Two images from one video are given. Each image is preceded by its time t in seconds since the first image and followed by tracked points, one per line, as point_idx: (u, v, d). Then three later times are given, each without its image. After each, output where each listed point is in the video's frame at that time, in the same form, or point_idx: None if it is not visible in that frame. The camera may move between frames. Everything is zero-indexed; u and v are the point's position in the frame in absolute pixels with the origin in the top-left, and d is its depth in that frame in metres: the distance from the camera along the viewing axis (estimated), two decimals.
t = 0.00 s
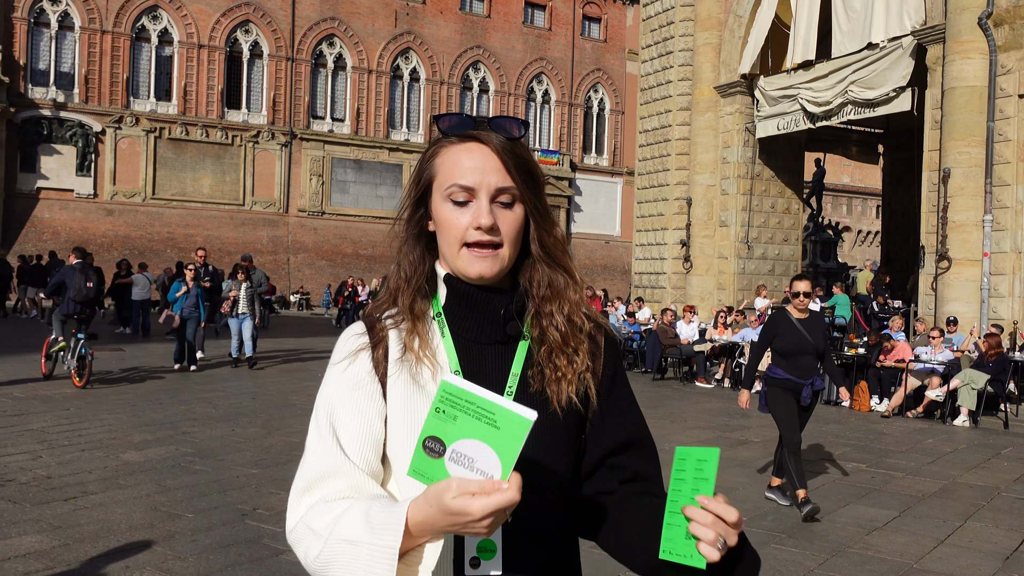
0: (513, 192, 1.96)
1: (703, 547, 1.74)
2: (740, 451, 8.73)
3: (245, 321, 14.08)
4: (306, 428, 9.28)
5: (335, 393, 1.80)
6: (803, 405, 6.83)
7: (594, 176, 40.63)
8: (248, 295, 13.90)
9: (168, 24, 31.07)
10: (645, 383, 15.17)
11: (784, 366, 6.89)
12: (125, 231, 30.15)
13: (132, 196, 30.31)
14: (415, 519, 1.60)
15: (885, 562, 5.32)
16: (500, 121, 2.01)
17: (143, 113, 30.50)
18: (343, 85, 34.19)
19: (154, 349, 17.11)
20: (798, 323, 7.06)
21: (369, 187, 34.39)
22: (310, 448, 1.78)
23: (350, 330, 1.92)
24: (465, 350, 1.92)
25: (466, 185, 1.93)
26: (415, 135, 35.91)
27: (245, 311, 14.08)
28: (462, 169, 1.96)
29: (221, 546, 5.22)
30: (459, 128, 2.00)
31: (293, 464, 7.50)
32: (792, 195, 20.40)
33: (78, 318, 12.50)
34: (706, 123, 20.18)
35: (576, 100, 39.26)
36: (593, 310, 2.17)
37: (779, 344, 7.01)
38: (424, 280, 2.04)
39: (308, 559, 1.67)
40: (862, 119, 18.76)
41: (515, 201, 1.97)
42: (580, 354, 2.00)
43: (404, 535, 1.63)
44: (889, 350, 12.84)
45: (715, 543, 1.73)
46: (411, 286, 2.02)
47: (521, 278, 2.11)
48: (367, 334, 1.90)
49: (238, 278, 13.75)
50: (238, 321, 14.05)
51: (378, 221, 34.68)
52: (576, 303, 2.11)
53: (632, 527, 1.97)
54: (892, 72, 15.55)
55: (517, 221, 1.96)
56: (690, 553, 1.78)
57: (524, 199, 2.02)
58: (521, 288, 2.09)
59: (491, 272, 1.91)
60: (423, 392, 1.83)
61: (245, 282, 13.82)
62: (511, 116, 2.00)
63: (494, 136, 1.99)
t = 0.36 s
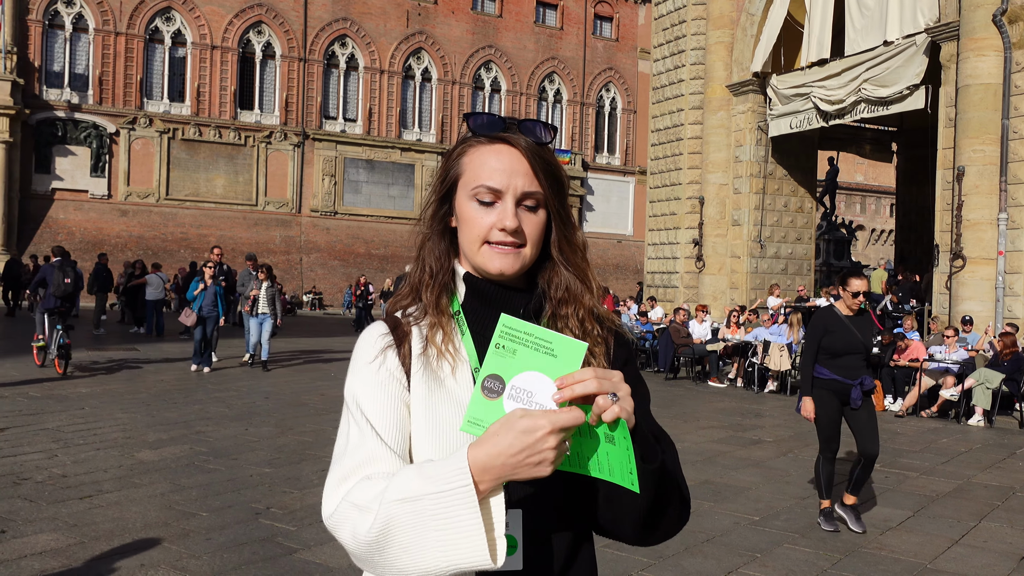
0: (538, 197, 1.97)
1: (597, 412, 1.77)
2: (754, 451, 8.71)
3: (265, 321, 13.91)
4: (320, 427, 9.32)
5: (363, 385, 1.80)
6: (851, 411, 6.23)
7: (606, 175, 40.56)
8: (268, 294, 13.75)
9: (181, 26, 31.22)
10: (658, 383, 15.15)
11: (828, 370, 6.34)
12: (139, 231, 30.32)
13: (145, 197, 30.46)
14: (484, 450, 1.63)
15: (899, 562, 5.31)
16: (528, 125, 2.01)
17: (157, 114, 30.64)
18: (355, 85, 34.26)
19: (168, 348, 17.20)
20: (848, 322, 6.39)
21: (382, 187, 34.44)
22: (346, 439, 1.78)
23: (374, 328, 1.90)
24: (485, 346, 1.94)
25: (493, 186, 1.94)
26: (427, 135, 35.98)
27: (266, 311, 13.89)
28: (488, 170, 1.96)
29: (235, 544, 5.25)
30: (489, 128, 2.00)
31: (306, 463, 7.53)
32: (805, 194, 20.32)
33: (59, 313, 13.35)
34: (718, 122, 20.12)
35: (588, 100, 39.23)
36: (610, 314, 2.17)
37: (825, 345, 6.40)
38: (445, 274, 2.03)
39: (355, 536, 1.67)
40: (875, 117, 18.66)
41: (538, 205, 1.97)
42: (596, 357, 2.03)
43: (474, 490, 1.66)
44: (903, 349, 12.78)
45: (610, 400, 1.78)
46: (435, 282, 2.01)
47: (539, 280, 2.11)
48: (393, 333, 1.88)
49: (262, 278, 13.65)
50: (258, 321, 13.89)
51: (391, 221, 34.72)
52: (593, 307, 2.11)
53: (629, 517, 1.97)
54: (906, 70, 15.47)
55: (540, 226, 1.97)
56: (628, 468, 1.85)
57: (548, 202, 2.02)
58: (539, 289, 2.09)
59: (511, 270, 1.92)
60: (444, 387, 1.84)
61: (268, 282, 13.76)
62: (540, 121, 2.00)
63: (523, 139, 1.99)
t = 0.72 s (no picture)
0: (548, 189, 1.96)
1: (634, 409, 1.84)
2: (764, 452, 8.70)
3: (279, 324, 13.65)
4: (330, 428, 9.35)
5: (367, 384, 1.87)
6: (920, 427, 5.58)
7: (616, 176, 40.50)
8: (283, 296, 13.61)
9: (193, 27, 31.33)
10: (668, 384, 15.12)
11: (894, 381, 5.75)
12: (150, 231, 30.45)
13: (157, 198, 30.59)
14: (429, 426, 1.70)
15: (910, 564, 5.29)
16: (537, 121, 2.02)
17: (168, 114, 30.77)
18: (366, 86, 34.32)
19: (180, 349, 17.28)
20: (915, 330, 5.81)
21: (392, 188, 34.48)
22: (349, 438, 1.89)
23: (383, 328, 1.96)
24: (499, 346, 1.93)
25: (504, 179, 1.94)
26: (438, 136, 36.01)
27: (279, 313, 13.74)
28: (498, 165, 1.96)
29: (245, 544, 5.27)
30: (494, 126, 2.03)
31: (316, 463, 7.54)
32: (816, 195, 20.25)
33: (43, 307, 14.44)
34: (729, 123, 20.07)
35: (598, 100, 39.20)
36: (620, 311, 2.16)
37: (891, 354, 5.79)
38: (459, 274, 2.02)
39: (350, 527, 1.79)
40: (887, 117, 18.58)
41: (549, 198, 1.97)
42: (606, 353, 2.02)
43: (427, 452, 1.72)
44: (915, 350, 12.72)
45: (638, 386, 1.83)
46: (448, 282, 2.01)
47: (552, 277, 2.09)
48: (400, 332, 1.93)
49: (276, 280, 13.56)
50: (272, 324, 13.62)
51: (401, 221, 34.75)
52: (604, 305, 2.10)
53: (650, 519, 2.00)
54: (918, 70, 15.41)
55: (552, 218, 1.96)
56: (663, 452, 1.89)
57: (560, 196, 2.01)
58: (551, 286, 2.08)
59: (525, 261, 1.89)
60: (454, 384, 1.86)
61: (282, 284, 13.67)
62: (547, 117, 2.02)
63: (532, 135, 2.01)
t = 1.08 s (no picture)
0: (541, 194, 1.96)
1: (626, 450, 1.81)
2: (769, 453, 8.69)
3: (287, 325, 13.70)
4: (334, 429, 9.35)
5: (367, 392, 1.87)
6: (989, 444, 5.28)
7: (622, 177, 40.47)
8: (290, 296, 13.68)
9: (198, 29, 31.41)
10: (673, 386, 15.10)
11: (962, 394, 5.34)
12: (156, 234, 30.52)
13: (163, 200, 30.66)
14: (449, 452, 1.70)
15: (915, 566, 5.28)
16: (532, 124, 2.00)
17: (174, 117, 30.85)
18: (371, 88, 34.38)
19: (186, 351, 17.33)
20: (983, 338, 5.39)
21: (397, 190, 34.49)
22: (349, 444, 1.88)
23: (384, 331, 1.97)
24: (494, 350, 1.94)
25: (495, 186, 1.95)
26: (443, 137, 36.02)
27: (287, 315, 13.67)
28: (493, 172, 1.97)
29: (250, 545, 5.27)
30: (490, 129, 2.00)
31: (321, 465, 7.55)
32: (822, 196, 20.21)
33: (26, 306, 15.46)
34: (734, 124, 20.08)
35: (603, 102, 39.21)
36: (622, 314, 2.13)
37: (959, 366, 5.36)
38: (458, 280, 2.04)
39: (354, 529, 1.79)
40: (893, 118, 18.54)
41: (542, 202, 1.97)
42: (607, 356, 2.00)
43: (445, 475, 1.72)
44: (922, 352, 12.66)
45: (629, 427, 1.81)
46: (447, 288, 2.03)
47: (550, 281, 2.08)
48: (399, 336, 1.94)
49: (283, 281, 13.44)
50: (279, 325, 13.66)
51: (407, 223, 34.75)
52: (605, 308, 2.07)
53: (639, 538, 1.97)
54: (923, 71, 15.38)
55: (546, 222, 1.97)
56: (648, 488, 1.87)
57: (556, 201, 2.01)
58: (550, 290, 2.06)
59: (519, 269, 1.91)
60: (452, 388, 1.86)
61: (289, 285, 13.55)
62: (543, 118, 1.98)
63: (525, 139, 1.99)
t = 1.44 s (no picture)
0: (539, 198, 1.96)
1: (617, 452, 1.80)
2: (770, 454, 8.68)
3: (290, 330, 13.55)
4: (336, 431, 9.36)
5: (365, 396, 1.87)
6: None
7: (623, 179, 40.45)
8: (294, 301, 13.55)
9: (200, 32, 31.47)
10: (675, 387, 15.10)
11: None
12: (158, 236, 30.54)
13: (165, 202, 30.71)
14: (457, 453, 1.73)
15: (916, 567, 5.28)
16: (530, 127, 2.00)
17: (176, 119, 30.88)
18: (373, 90, 34.42)
19: (187, 353, 17.34)
20: None
21: (399, 192, 34.52)
22: (348, 447, 1.88)
23: (380, 334, 1.97)
24: (491, 353, 1.94)
25: (493, 191, 1.95)
26: (445, 139, 36.04)
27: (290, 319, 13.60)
28: (491, 175, 1.97)
29: (251, 548, 5.27)
30: (488, 132, 2.00)
31: (323, 467, 7.56)
32: (824, 197, 20.20)
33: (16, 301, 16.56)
34: (735, 125, 20.07)
35: (605, 103, 39.24)
36: (616, 317, 2.14)
37: None
38: (455, 282, 2.05)
39: (355, 535, 1.79)
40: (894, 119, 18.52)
41: (540, 206, 1.97)
42: (602, 360, 2.01)
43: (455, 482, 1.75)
44: (923, 353, 12.56)
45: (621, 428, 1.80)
46: (443, 291, 2.03)
47: (545, 284, 2.08)
48: (396, 339, 1.95)
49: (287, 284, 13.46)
50: (283, 330, 13.62)
51: (408, 225, 34.76)
52: (600, 312, 2.08)
53: (628, 537, 1.93)
54: (925, 72, 15.37)
55: (543, 225, 1.97)
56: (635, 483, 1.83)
57: (553, 205, 2.01)
58: (546, 292, 2.06)
59: (516, 273, 1.92)
60: (449, 391, 1.86)
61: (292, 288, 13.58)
62: (542, 121, 1.98)
63: (523, 142, 1.99)
